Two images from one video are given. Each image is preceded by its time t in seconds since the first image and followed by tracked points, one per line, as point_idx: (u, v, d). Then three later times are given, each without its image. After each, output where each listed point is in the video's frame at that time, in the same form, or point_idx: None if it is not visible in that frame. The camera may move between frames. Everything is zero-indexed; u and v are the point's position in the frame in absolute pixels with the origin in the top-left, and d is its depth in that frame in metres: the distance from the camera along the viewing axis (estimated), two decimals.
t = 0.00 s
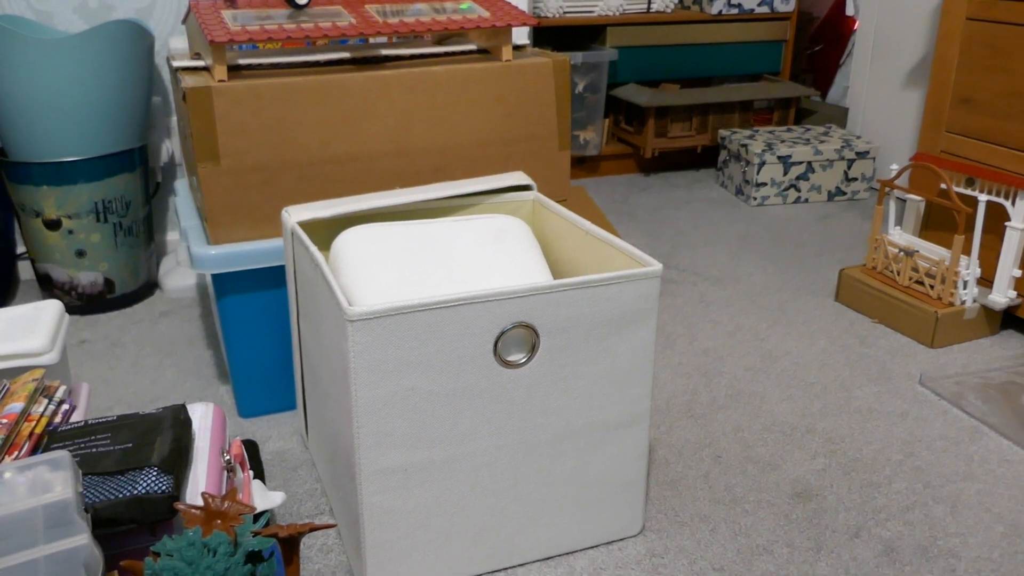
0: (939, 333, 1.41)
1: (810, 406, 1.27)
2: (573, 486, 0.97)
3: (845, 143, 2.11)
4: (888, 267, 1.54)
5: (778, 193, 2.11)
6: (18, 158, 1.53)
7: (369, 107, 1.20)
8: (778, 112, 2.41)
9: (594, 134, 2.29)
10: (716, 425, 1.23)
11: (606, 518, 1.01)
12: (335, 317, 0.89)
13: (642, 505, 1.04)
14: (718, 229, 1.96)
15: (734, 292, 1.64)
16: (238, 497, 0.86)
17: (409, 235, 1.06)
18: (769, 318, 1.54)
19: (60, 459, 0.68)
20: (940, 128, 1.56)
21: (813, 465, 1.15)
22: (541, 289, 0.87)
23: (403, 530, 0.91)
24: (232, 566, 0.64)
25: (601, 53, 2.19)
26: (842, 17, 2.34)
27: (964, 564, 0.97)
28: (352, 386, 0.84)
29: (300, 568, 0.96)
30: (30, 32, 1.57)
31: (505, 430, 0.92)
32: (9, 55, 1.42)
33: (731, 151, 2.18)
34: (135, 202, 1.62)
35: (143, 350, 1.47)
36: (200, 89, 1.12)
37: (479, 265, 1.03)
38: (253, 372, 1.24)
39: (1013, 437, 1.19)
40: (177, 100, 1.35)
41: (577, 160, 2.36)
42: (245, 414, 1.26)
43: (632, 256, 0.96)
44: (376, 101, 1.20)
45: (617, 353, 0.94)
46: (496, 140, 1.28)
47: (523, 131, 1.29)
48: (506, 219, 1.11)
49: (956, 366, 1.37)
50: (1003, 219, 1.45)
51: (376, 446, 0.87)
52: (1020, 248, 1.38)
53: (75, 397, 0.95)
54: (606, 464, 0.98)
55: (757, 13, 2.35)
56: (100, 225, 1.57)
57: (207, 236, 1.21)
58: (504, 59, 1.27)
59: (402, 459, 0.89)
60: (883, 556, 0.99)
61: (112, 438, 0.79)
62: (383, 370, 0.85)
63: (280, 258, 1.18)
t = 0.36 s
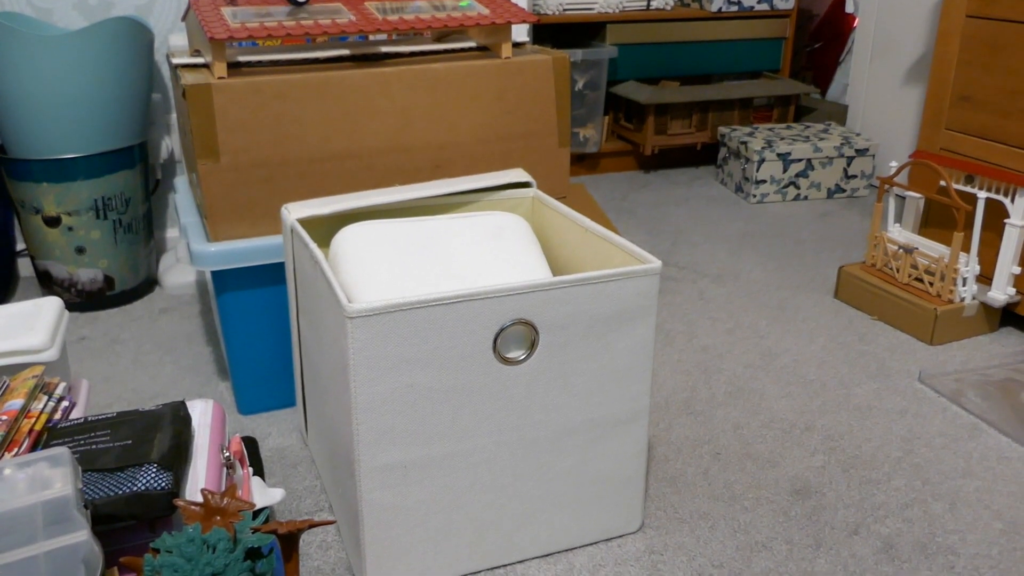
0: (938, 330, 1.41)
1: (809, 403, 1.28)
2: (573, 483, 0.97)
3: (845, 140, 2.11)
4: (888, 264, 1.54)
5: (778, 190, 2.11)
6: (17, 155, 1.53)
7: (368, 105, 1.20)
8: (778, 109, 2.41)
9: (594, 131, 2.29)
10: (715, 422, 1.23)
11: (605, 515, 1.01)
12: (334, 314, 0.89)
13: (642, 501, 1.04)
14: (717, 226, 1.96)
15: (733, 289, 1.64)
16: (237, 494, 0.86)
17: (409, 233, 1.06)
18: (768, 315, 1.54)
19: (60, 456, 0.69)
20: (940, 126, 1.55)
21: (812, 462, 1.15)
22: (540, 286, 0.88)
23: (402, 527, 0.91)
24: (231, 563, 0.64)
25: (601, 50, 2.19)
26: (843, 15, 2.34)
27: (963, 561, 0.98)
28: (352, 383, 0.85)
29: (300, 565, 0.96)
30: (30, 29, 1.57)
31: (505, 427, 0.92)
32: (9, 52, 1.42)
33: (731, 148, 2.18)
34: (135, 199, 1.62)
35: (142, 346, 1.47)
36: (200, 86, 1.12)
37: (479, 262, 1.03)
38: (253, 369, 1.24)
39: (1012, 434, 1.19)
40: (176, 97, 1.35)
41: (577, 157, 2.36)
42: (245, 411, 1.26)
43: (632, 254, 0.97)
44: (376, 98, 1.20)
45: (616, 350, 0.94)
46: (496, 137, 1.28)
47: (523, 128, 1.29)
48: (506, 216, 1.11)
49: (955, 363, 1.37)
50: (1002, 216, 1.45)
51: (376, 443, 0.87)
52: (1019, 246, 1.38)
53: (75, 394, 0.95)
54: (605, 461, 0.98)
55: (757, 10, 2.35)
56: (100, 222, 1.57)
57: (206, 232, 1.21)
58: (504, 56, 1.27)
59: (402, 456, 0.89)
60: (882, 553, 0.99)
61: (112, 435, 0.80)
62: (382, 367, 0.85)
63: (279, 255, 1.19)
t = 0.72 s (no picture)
0: (937, 329, 1.41)
1: (809, 402, 1.28)
2: (572, 482, 0.98)
3: (845, 139, 2.11)
4: (887, 263, 1.54)
5: (777, 189, 2.11)
6: (17, 154, 1.53)
7: (368, 104, 1.20)
8: (777, 108, 2.42)
9: (594, 130, 2.29)
10: (715, 421, 1.23)
11: (605, 513, 1.01)
12: (333, 313, 0.89)
13: (641, 500, 1.04)
14: (717, 225, 1.96)
15: (733, 288, 1.64)
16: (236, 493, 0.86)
17: (408, 232, 1.06)
18: (768, 314, 1.54)
19: (59, 455, 0.69)
20: (940, 125, 1.55)
21: (811, 460, 1.15)
22: (540, 285, 0.88)
23: (401, 526, 0.92)
24: (231, 562, 0.64)
25: (601, 48, 2.19)
26: (842, 14, 2.34)
27: (961, 559, 0.98)
28: (351, 382, 0.85)
29: (300, 564, 0.96)
30: (29, 27, 1.57)
31: (504, 426, 0.92)
32: (9, 50, 1.42)
33: (730, 147, 2.18)
34: (135, 198, 1.62)
35: (142, 345, 1.47)
36: (200, 85, 1.12)
37: (478, 261, 1.03)
38: (252, 368, 1.24)
39: (1011, 433, 1.19)
40: (176, 96, 1.35)
41: (577, 156, 2.36)
42: (244, 410, 1.26)
43: (632, 253, 0.97)
44: (376, 98, 1.20)
45: (615, 349, 0.94)
46: (495, 136, 1.28)
47: (522, 127, 1.29)
48: (505, 215, 1.11)
49: (954, 362, 1.37)
50: (1001, 215, 1.45)
51: (376, 443, 0.87)
52: (1018, 244, 1.38)
53: (75, 392, 0.95)
54: (604, 460, 0.98)
55: (757, 9, 2.35)
56: (100, 221, 1.57)
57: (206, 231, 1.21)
58: (503, 55, 1.27)
59: (401, 455, 0.89)
60: (881, 552, 0.99)
61: (111, 434, 0.80)
62: (382, 366, 0.85)
63: (279, 254, 1.19)
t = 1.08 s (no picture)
0: (933, 326, 1.41)
1: (804, 399, 1.27)
2: (567, 480, 0.97)
3: (841, 136, 2.10)
4: (883, 260, 1.54)
5: (773, 186, 2.11)
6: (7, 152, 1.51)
7: (361, 101, 1.19)
8: (774, 105, 2.40)
9: (590, 127, 2.28)
10: (710, 419, 1.23)
11: (599, 512, 1.01)
12: (326, 311, 0.88)
13: (636, 498, 1.04)
14: (713, 223, 1.95)
15: (729, 286, 1.63)
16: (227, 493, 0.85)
17: (401, 230, 1.06)
18: (764, 312, 1.53)
19: (46, 456, 0.68)
20: (936, 122, 1.55)
21: (807, 458, 1.14)
22: (532, 283, 0.87)
23: (395, 525, 0.91)
24: (220, 563, 0.64)
25: (596, 46, 2.18)
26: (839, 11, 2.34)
27: (957, 556, 0.97)
28: (343, 380, 0.84)
29: (293, 564, 0.96)
30: (20, 25, 1.56)
31: (498, 424, 0.92)
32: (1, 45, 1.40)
33: (727, 145, 2.18)
34: (127, 197, 1.62)
35: (136, 345, 1.46)
36: (191, 82, 1.11)
37: (471, 258, 1.03)
38: (246, 367, 1.24)
39: (1007, 429, 1.19)
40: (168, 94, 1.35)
41: (572, 154, 2.35)
42: (238, 409, 1.26)
43: (626, 250, 0.96)
44: (369, 95, 1.19)
45: (609, 347, 0.94)
46: (490, 133, 1.27)
47: (517, 124, 1.29)
48: (499, 212, 1.11)
49: (951, 359, 1.37)
50: (997, 212, 1.45)
51: (368, 441, 0.87)
52: (1014, 241, 1.38)
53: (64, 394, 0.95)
54: (599, 458, 0.98)
55: (753, 6, 2.35)
56: (92, 220, 1.57)
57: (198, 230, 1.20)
58: (498, 51, 1.27)
59: (394, 454, 0.89)
60: (876, 549, 0.99)
61: (100, 434, 0.79)
62: (374, 364, 0.84)
63: (271, 252, 1.18)
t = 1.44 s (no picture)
0: (909, 313, 1.41)
1: (782, 387, 1.27)
2: (543, 474, 0.97)
3: (818, 125, 2.11)
4: (859, 247, 1.54)
5: (751, 175, 2.11)
6: None
7: (331, 92, 1.18)
8: (751, 94, 2.40)
9: (567, 118, 2.28)
10: (687, 409, 1.23)
11: (576, 504, 1.00)
12: (295, 306, 0.88)
13: (613, 490, 1.03)
14: (691, 212, 1.95)
15: (706, 276, 1.63)
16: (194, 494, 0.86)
17: (372, 223, 1.05)
18: (741, 301, 1.53)
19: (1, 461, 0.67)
20: (911, 109, 1.55)
21: (784, 446, 1.15)
22: (503, 274, 0.86)
23: (368, 522, 0.91)
24: (181, 567, 0.68)
25: (573, 36, 2.17)
26: None
27: (933, 540, 0.98)
28: (313, 375, 0.83)
29: (267, 563, 0.95)
30: None
31: (471, 419, 0.91)
32: None
33: (705, 134, 2.18)
34: (96, 194, 1.60)
35: (108, 344, 1.45)
36: (156, 75, 1.10)
37: (444, 251, 1.02)
38: (219, 365, 1.23)
39: (983, 414, 1.20)
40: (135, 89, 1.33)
41: (550, 145, 2.35)
42: (212, 408, 1.25)
43: (599, 241, 0.96)
44: (339, 87, 1.18)
45: (583, 338, 0.94)
46: (462, 124, 1.26)
47: (489, 115, 1.28)
48: (472, 204, 1.10)
49: (927, 345, 1.37)
50: (971, 198, 1.45)
51: (340, 437, 0.86)
52: (989, 227, 1.38)
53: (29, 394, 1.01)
54: (574, 450, 0.98)
55: None
56: (60, 218, 1.55)
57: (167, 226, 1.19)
58: (469, 41, 1.25)
59: (366, 450, 0.88)
60: (853, 535, 0.99)
61: (62, 438, 0.80)
62: (343, 360, 0.84)
63: (241, 248, 1.17)
